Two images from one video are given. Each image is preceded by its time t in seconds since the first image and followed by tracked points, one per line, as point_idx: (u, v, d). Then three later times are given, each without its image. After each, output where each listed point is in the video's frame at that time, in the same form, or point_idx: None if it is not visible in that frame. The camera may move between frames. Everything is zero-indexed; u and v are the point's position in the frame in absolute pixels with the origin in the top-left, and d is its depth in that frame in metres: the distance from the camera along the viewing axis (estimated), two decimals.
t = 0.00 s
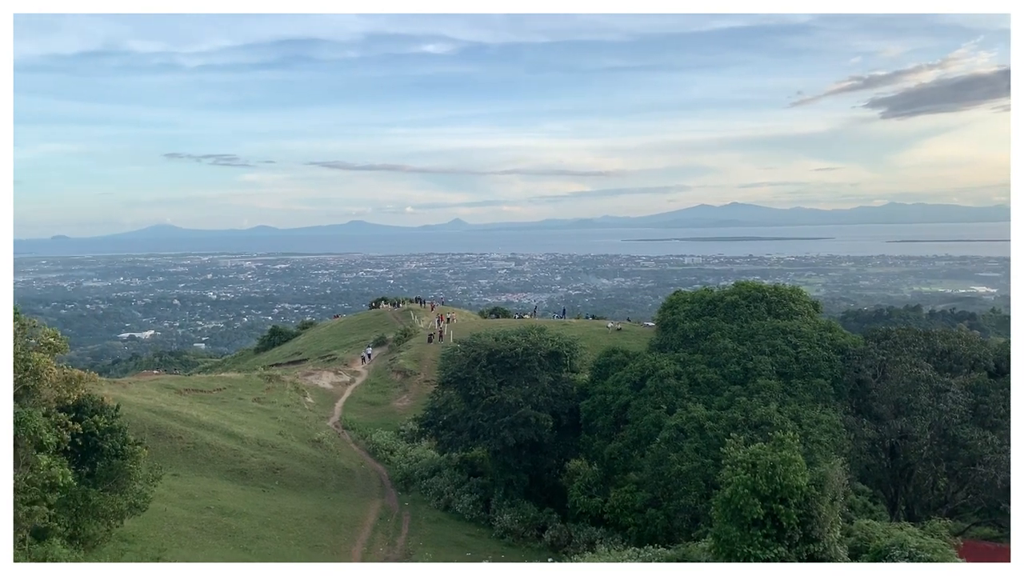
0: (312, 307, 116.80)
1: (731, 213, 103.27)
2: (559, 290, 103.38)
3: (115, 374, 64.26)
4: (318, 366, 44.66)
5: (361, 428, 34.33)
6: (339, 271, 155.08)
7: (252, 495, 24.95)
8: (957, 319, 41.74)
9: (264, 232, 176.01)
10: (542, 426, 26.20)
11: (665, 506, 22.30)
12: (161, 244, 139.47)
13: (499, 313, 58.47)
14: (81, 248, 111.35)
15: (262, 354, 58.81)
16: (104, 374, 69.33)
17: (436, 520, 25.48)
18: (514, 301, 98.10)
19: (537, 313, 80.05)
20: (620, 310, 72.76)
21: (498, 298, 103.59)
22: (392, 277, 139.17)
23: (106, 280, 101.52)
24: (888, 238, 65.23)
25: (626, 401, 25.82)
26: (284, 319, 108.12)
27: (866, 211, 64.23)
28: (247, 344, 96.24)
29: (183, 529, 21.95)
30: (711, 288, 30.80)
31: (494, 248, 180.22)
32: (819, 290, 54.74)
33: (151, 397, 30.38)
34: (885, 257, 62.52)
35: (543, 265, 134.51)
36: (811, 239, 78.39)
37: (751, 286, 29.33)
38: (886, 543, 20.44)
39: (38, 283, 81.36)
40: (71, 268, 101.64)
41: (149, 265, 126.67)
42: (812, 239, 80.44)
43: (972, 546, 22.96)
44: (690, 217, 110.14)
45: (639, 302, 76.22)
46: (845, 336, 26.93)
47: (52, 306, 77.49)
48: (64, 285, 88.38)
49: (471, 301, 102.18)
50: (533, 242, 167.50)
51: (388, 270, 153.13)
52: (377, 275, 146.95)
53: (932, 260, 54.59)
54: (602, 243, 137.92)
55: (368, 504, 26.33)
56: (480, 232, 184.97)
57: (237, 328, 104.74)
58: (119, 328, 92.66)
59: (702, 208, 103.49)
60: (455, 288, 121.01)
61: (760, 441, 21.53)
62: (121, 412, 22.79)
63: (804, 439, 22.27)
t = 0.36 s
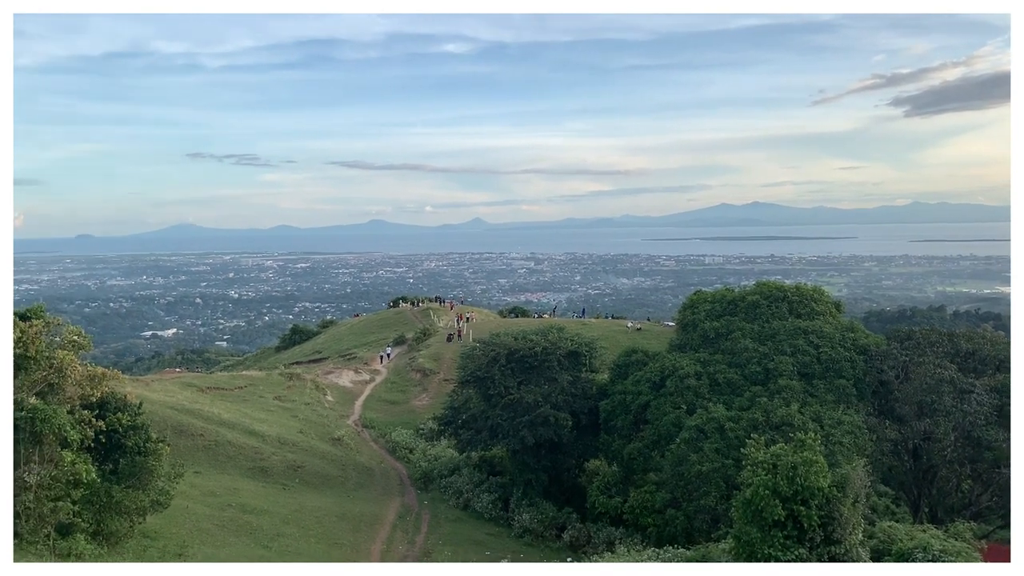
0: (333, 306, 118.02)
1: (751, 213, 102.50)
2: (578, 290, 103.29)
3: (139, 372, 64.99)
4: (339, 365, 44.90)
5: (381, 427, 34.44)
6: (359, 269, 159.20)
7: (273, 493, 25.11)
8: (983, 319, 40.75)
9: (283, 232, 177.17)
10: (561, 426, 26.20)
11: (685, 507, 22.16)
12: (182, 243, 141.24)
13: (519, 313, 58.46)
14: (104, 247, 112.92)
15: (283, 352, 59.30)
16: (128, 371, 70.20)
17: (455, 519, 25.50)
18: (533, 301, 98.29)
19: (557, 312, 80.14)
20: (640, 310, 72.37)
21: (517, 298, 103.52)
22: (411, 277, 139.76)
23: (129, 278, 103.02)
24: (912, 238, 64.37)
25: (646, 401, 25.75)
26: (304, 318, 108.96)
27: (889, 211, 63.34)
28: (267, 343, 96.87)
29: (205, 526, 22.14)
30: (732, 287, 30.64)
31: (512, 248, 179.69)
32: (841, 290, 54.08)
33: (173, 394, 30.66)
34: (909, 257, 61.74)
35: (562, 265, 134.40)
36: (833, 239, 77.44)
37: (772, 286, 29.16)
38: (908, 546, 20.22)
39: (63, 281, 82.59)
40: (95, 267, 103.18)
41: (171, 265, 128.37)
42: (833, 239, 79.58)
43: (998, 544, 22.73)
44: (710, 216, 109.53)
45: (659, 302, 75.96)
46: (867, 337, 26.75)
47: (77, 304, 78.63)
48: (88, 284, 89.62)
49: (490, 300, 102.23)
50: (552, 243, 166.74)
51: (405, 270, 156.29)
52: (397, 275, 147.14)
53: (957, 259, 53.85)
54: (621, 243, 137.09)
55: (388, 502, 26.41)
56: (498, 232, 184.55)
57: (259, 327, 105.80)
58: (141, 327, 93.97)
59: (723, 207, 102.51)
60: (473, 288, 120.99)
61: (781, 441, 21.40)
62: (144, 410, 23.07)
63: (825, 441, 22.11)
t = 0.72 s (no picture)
0: (352, 305, 118.77)
1: (770, 212, 101.71)
2: (596, 289, 103.09)
3: (162, 371, 65.70)
4: (357, 364, 45.09)
5: (399, 426, 34.54)
6: (378, 269, 159.71)
7: (293, 491, 25.26)
8: (1006, 319, 40.44)
9: (301, 233, 178.41)
10: (579, 426, 26.19)
11: (703, 508, 22.05)
12: (201, 244, 142.64)
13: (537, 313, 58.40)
14: (125, 248, 114.35)
15: (302, 351, 59.60)
16: (149, 371, 70.90)
17: (473, 518, 25.51)
18: (551, 301, 98.22)
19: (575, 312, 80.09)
20: (658, 310, 72.04)
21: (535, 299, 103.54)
22: (428, 278, 140.13)
23: (150, 278, 104.38)
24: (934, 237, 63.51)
25: (665, 401, 25.69)
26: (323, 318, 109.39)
27: (910, 210, 62.62)
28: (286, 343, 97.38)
29: (225, 524, 22.31)
30: (751, 287, 30.51)
31: (530, 249, 179.24)
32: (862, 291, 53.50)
33: (193, 393, 30.88)
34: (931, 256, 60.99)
35: (580, 265, 134.12)
36: (853, 238, 76.63)
37: (792, 286, 28.99)
38: (930, 548, 20.01)
39: (86, 281, 83.62)
40: (117, 267, 104.50)
41: (191, 265, 129.72)
42: (853, 238, 78.83)
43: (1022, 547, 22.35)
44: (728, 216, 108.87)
45: (677, 301, 75.64)
46: (887, 337, 26.58)
47: (100, 304, 79.57)
48: (110, 284, 90.81)
49: (507, 300, 102.25)
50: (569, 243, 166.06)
51: (424, 269, 157.00)
52: (415, 275, 147.49)
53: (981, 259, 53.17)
54: (638, 243, 136.37)
55: (406, 502, 26.47)
56: (515, 232, 184.29)
57: (278, 327, 106.49)
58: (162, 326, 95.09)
59: (741, 207, 101.72)
60: (490, 288, 121.00)
61: (800, 442, 21.28)
62: (164, 408, 23.28)
63: (846, 442, 21.97)
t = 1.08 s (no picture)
0: (369, 305, 119.38)
1: (788, 212, 100.95)
2: (613, 290, 102.92)
3: (183, 370, 66.47)
4: (373, 364, 45.21)
5: (415, 426, 34.62)
6: (395, 269, 159.87)
7: (310, 490, 25.39)
8: None
9: (318, 233, 179.84)
10: (595, 427, 26.16)
11: (720, 509, 21.95)
12: (218, 244, 144.05)
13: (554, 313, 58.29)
14: (145, 248, 116.04)
15: (318, 351, 59.89)
16: (169, 369, 71.61)
17: (489, 518, 25.54)
18: (568, 301, 98.22)
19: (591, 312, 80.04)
20: (675, 310, 71.77)
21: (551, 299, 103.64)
22: (445, 278, 140.57)
23: (169, 278, 105.79)
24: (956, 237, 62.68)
25: (681, 402, 25.63)
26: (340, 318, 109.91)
27: (932, 210, 61.92)
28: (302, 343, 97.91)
29: (242, 522, 22.44)
30: (768, 288, 30.38)
31: (546, 249, 178.82)
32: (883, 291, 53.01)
33: (212, 392, 31.13)
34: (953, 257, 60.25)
35: (597, 265, 133.85)
36: (873, 239, 75.89)
37: (810, 287, 28.84)
38: (950, 551, 19.80)
39: (106, 281, 84.66)
40: (137, 267, 106.05)
41: (209, 265, 131.32)
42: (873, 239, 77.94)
43: None
44: (745, 216, 108.23)
45: (695, 302, 75.31)
46: (907, 338, 26.38)
47: (119, 303, 80.56)
48: (130, 284, 91.99)
49: (524, 301, 102.34)
50: (585, 243, 165.61)
51: (442, 268, 157.53)
52: (431, 275, 147.80)
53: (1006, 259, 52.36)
54: (654, 243, 135.77)
55: (423, 502, 26.54)
56: (530, 233, 184.08)
57: (295, 327, 107.17)
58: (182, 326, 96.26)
59: (758, 207, 101.14)
60: (507, 288, 121.12)
61: (818, 444, 21.16)
62: (183, 408, 23.47)
63: (864, 443, 21.84)
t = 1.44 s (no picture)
0: (389, 305, 119.95)
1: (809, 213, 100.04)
2: (633, 291, 102.65)
3: (207, 369, 67.31)
4: (393, 364, 45.36)
5: (436, 426, 34.71)
6: (415, 269, 160.32)
7: (330, 489, 25.53)
8: None
9: (338, 233, 181.18)
10: (616, 428, 26.11)
11: (742, 512, 21.83)
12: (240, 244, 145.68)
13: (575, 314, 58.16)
14: (168, 248, 117.70)
15: (338, 351, 60.19)
16: (193, 368, 72.52)
17: (509, 519, 25.57)
18: (589, 302, 98.06)
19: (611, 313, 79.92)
20: (696, 311, 71.42)
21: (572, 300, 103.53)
22: (466, 279, 140.85)
23: (192, 278, 107.14)
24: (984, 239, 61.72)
25: (703, 404, 25.52)
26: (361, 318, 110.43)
27: (958, 211, 61.05)
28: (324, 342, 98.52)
29: (263, 521, 22.61)
30: (791, 289, 30.21)
31: (566, 249, 178.25)
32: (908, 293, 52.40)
33: (234, 392, 31.41)
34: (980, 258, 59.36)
35: (618, 266, 133.39)
36: (897, 240, 74.94)
37: (833, 288, 28.63)
38: (975, 556, 19.55)
39: (130, 280, 85.93)
40: (160, 266, 107.57)
41: (231, 265, 132.77)
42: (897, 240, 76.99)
43: None
44: (766, 216, 107.39)
45: (716, 303, 74.92)
46: (931, 340, 26.09)
47: (143, 303, 81.67)
48: (154, 283, 93.26)
49: (544, 301, 102.25)
50: (605, 244, 164.83)
51: (462, 269, 157.77)
52: (451, 275, 148.08)
53: None
54: (674, 243, 135.01)
55: (443, 501, 26.62)
56: (550, 233, 183.64)
57: (317, 326, 107.89)
58: (205, 326, 97.55)
59: (780, 208, 100.40)
60: (527, 289, 121.32)
61: (841, 447, 20.98)
62: (206, 407, 23.63)
63: (888, 447, 21.65)
